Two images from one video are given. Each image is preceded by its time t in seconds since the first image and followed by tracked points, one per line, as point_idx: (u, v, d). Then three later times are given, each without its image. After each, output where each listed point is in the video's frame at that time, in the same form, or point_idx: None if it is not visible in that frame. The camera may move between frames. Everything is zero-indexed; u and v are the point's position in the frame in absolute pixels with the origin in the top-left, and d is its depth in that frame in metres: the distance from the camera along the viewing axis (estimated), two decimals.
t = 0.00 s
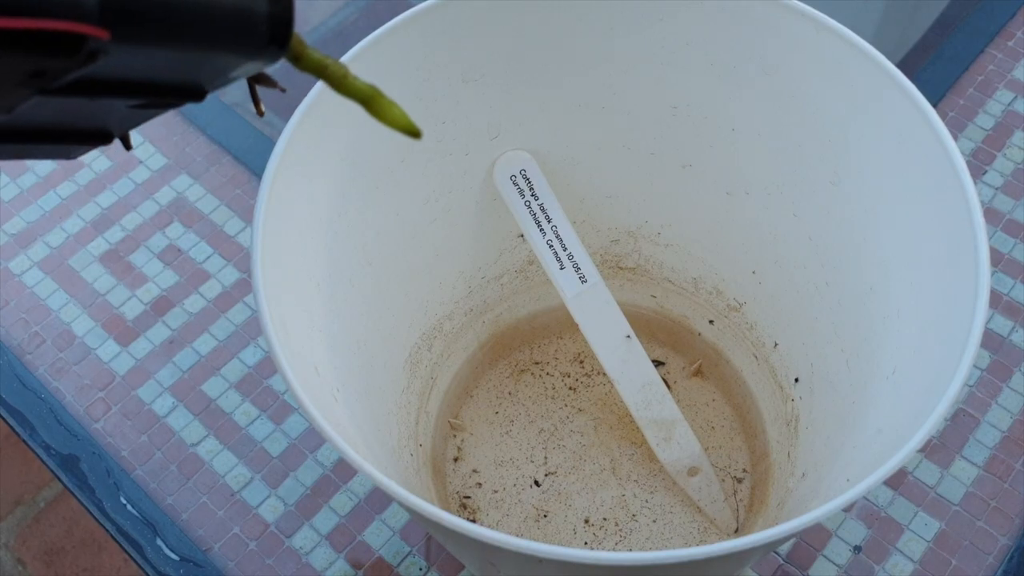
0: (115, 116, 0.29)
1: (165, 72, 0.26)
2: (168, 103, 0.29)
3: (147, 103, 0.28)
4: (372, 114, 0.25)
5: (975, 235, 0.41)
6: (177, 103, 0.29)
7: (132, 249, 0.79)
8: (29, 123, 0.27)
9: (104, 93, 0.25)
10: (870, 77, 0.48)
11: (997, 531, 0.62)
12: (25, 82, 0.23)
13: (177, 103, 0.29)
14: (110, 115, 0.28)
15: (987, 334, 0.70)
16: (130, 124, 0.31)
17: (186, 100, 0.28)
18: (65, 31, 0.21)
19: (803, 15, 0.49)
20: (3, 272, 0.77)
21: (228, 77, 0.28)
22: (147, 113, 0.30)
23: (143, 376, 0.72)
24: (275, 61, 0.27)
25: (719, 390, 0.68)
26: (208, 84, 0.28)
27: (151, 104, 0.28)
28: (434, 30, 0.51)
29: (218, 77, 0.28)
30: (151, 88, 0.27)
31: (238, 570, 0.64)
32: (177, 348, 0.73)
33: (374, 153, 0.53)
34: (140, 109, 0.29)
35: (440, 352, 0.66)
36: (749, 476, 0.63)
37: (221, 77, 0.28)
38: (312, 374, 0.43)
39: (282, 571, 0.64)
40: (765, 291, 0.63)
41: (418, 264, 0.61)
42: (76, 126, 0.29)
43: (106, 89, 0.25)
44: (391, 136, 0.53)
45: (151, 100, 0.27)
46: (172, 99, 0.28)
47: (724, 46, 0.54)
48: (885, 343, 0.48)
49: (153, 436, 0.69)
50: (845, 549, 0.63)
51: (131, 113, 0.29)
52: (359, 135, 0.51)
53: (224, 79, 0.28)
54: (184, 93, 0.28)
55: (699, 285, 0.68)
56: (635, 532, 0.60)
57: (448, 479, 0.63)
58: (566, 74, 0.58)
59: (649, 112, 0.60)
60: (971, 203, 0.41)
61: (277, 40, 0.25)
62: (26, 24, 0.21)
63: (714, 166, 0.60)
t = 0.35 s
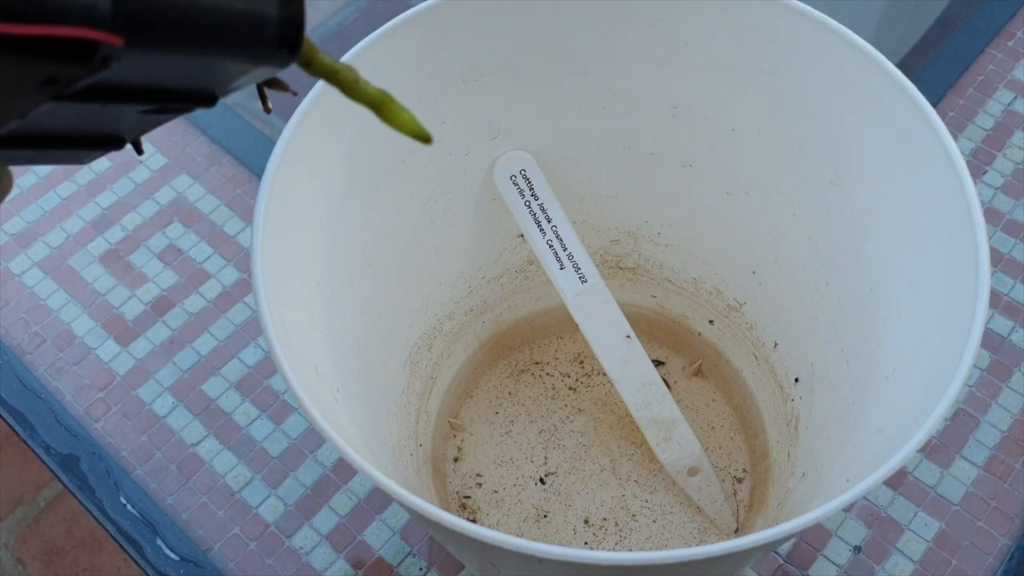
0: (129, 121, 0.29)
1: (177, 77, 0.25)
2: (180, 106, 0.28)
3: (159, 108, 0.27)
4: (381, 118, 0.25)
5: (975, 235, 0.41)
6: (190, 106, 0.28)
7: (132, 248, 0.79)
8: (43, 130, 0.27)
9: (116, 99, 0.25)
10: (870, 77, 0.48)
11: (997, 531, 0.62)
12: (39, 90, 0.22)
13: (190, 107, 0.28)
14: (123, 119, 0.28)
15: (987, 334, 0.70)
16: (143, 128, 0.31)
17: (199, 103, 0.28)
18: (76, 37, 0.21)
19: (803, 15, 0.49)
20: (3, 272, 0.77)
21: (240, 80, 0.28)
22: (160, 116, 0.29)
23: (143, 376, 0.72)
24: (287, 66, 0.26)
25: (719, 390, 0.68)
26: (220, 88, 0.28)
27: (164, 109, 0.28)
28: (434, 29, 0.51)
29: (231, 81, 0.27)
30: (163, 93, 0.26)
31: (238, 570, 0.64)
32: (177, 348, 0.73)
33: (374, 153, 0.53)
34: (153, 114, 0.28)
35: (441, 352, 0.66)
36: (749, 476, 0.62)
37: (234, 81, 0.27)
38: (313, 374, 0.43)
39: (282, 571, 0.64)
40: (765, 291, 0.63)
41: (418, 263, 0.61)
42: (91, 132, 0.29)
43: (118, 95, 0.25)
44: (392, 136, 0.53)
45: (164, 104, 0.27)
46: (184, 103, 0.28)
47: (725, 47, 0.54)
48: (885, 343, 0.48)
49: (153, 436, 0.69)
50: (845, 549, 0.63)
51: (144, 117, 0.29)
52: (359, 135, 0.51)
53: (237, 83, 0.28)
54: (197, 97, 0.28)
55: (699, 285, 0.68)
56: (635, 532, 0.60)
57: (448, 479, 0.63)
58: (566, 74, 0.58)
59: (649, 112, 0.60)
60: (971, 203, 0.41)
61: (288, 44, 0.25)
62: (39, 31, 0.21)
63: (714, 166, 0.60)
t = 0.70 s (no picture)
0: (157, 142, 0.30)
1: (210, 103, 0.26)
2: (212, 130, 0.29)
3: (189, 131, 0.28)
4: (409, 144, 0.30)
5: (974, 236, 0.41)
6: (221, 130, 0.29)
7: (132, 248, 0.79)
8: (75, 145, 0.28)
9: (150, 122, 0.26)
10: (870, 78, 0.48)
11: (997, 531, 0.62)
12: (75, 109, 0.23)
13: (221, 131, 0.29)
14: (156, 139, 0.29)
15: (987, 334, 0.70)
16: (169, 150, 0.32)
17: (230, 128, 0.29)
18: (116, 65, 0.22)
19: (803, 15, 0.49)
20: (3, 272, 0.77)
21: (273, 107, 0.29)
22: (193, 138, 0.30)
23: (143, 376, 0.72)
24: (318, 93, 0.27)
25: (719, 390, 0.68)
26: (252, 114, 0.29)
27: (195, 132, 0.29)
28: (435, 29, 0.51)
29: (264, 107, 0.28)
30: (195, 118, 0.27)
31: (238, 570, 0.64)
32: (177, 348, 0.73)
33: (374, 152, 0.53)
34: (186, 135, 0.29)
35: (440, 352, 0.66)
36: (748, 476, 0.62)
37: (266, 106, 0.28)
38: (313, 374, 0.44)
39: (282, 570, 0.64)
40: (765, 291, 0.63)
41: (418, 264, 0.61)
42: (118, 146, 0.30)
43: (153, 119, 0.26)
44: (392, 136, 0.53)
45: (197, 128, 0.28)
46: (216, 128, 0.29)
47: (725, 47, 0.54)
48: (885, 343, 0.48)
49: (153, 436, 0.69)
50: (845, 549, 0.63)
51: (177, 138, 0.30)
52: (359, 135, 0.51)
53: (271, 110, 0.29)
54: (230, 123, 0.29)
55: (699, 285, 0.68)
56: (635, 532, 0.60)
57: (448, 479, 0.63)
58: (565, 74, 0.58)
59: (649, 112, 0.60)
60: (971, 204, 0.41)
61: (319, 73, 0.26)
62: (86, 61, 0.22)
63: (713, 166, 0.60)
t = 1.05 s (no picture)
0: (192, 158, 0.31)
1: (246, 126, 0.28)
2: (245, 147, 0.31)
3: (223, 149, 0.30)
4: (446, 172, 0.35)
5: (974, 236, 0.41)
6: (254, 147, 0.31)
7: (132, 249, 0.79)
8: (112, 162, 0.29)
9: (188, 142, 0.27)
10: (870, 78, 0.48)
11: (997, 531, 0.62)
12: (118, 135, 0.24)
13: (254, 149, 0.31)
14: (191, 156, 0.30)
15: (987, 334, 0.70)
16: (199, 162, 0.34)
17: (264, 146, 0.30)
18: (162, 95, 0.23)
19: (803, 15, 0.49)
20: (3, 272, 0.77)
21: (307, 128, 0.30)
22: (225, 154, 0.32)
23: (143, 376, 0.72)
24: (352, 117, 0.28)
25: (719, 390, 0.68)
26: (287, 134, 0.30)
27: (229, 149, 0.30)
28: (435, 29, 0.51)
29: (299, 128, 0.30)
30: (230, 139, 0.28)
31: (239, 570, 0.64)
32: (177, 348, 0.73)
33: (374, 152, 0.53)
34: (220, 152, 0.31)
35: (440, 352, 0.66)
36: (748, 476, 0.62)
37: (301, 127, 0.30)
38: (313, 374, 0.44)
39: (282, 570, 0.64)
40: (764, 291, 0.63)
41: (418, 264, 0.61)
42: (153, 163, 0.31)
43: (191, 140, 0.27)
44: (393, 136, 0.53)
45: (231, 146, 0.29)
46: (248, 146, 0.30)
47: (725, 47, 0.54)
48: (885, 343, 0.48)
49: (153, 436, 0.69)
50: (845, 549, 0.63)
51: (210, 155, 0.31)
52: (360, 135, 0.51)
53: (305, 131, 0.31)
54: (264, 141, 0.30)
55: (699, 285, 0.68)
56: (635, 531, 0.60)
57: (448, 479, 0.63)
58: (566, 74, 0.58)
59: (649, 112, 0.60)
60: (971, 204, 0.41)
61: (356, 97, 0.27)
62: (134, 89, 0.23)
63: (713, 166, 0.60)
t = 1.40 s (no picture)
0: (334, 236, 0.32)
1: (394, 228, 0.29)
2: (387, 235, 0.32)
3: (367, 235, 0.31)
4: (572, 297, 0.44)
5: (977, 235, 0.41)
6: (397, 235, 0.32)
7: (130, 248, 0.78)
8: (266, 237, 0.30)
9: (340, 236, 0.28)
10: (872, 78, 0.48)
11: (1000, 533, 0.62)
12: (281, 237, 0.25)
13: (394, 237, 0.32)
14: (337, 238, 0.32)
15: (990, 334, 0.69)
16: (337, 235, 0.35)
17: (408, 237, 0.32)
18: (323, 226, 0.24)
19: (805, 14, 0.49)
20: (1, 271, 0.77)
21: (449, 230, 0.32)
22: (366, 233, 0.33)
23: (141, 377, 0.72)
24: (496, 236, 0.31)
25: (720, 391, 0.68)
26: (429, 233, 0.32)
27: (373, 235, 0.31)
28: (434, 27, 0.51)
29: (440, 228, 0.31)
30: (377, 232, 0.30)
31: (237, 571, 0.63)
32: (175, 348, 0.73)
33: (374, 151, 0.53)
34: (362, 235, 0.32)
35: (440, 353, 0.66)
36: (750, 478, 0.62)
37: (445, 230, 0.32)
38: (311, 374, 0.43)
39: (281, 572, 0.63)
40: (766, 291, 0.62)
41: (418, 264, 0.60)
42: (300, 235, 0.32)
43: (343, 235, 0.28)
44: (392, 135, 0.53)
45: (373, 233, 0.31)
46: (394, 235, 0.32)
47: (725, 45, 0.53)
48: (887, 345, 0.48)
49: (151, 437, 0.69)
50: (847, 550, 0.62)
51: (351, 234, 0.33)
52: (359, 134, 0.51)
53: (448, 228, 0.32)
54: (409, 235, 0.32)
55: (700, 285, 0.68)
56: (636, 533, 0.59)
57: (447, 480, 0.62)
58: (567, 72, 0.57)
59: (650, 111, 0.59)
60: (974, 203, 0.41)
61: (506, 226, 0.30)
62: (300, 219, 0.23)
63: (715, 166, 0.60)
